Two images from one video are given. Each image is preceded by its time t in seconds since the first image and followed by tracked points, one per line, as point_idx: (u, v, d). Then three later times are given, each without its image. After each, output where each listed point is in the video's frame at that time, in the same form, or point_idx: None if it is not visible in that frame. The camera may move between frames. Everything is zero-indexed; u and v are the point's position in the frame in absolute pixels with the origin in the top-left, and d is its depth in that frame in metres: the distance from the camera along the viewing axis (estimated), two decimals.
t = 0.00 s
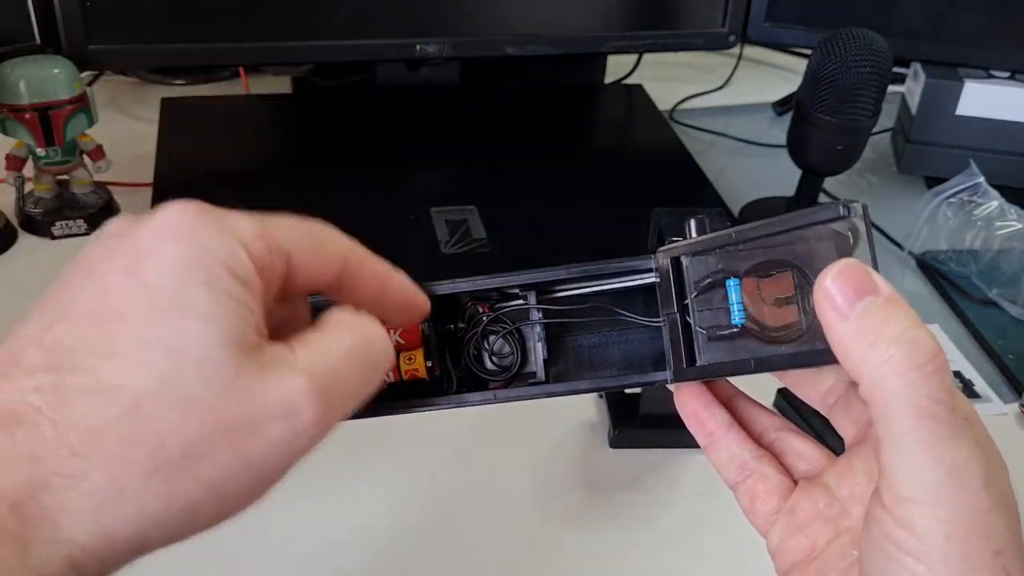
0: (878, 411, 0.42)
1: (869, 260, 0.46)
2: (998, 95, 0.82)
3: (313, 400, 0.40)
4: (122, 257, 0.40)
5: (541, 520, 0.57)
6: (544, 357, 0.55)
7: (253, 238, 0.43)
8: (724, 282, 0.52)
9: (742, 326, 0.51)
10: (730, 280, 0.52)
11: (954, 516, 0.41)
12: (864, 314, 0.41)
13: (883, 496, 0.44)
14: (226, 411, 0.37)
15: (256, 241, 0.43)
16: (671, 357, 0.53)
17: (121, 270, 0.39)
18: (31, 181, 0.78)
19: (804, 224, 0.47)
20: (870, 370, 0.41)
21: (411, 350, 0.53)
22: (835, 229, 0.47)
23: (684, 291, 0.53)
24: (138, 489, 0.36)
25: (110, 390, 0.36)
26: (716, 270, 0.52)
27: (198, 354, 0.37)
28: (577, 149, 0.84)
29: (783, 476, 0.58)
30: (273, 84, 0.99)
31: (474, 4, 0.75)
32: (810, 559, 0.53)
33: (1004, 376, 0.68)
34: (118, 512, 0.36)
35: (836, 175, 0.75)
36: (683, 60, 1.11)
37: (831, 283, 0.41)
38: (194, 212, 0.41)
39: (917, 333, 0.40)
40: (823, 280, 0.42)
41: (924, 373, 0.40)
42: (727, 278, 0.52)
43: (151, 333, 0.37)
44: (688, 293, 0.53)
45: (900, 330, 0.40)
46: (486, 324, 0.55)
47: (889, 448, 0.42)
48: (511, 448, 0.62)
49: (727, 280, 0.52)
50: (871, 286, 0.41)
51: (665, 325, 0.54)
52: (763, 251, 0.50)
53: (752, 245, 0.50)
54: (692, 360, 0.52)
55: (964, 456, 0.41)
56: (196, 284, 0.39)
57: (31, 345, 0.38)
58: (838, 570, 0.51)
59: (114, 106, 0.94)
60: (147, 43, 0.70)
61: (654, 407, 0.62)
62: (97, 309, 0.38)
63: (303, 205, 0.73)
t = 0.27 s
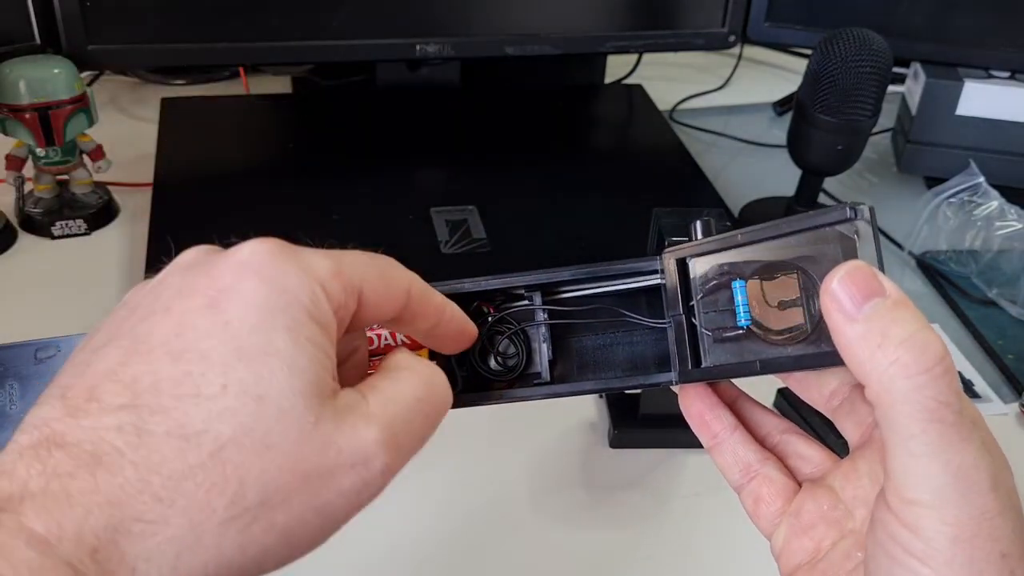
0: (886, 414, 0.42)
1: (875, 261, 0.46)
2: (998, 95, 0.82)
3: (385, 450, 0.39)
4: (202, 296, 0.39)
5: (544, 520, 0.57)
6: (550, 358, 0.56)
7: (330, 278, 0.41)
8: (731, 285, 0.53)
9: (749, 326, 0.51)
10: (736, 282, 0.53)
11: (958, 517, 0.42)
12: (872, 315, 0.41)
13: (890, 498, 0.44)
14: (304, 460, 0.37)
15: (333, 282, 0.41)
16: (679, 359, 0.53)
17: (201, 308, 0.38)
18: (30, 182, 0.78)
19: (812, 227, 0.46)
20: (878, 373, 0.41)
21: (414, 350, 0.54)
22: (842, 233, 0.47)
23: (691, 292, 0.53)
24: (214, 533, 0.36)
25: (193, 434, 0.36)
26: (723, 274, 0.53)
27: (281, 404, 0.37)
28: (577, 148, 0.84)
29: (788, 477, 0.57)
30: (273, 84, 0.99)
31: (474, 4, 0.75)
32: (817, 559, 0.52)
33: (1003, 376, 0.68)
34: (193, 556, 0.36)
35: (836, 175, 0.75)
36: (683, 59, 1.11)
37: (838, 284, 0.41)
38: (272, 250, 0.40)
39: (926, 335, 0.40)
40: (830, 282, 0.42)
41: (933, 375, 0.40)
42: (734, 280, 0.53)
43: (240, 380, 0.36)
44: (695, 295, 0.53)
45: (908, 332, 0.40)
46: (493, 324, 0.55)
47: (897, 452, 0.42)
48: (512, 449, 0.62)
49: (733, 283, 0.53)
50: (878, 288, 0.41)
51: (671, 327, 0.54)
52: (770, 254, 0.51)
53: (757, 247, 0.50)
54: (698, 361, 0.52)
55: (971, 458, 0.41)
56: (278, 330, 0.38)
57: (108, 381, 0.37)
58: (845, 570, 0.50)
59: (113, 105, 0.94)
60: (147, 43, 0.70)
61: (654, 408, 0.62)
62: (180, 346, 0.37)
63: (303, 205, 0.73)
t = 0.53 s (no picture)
0: (883, 414, 0.42)
1: (873, 261, 0.46)
2: (998, 95, 0.82)
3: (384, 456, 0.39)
4: (230, 300, 0.40)
5: (544, 522, 0.57)
6: (546, 360, 0.55)
7: (336, 264, 0.44)
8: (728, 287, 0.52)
9: (745, 327, 0.51)
10: (733, 283, 0.52)
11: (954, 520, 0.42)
12: (872, 316, 0.41)
13: (886, 499, 0.44)
14: (309, 452, 0.38)
15: (343, 267, 0.45)
16: (675, 360, 0.53)
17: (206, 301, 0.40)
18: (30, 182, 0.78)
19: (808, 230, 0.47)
20: (876, 373, 0.41)
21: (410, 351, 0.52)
22: (839, 235, 0.47)
23: (687, 293, 0.53)
24: (217, 524, 0.37)
25: (196, 424, 0.37)
26: (719, 275, 0.53)
27: (282, 391, 0.38)
28: (577, 148, 0.84)
29: (784, 480, 0.58)
30: (273, 84, 0.99)
31: (474, 4, 0.75)
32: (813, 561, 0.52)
33: (1004, 376, 0.68)
34: (194, 547, 0.37)
35: (835, 175, 0.75)
36: (683, 60, 1.11)
37: (838, 285, 0.41)
38: (279, 237, 0.42)
39: (924, 337, 0.40)
40: (829, 282, 0.42)
41: (931, 377, 0.40)
42: (730, 281, 0.52)
43: (241, 368, 0.38)
44: (692, 296, 0.53)
45: (907, 334, 0.40)
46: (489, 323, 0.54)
47: (894, 452, 0.42)
48: (513, 449, 0.62)
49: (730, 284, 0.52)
50: (877, 289, 0.41)
51: (670, 328, 0.53)
52: (768, 254, 0.51)
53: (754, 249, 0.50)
54: (696, 363, 0.52)
55: (970, 460, 0.41)
56: (279, 316, 0.40)
57: (115, 373, 0.39)
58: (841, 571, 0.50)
59: (113, 105, 0.94)
60: (147, 43, 0.70)
61: (654, 408, 0.62)
62: (185, 340, 0.39)
63: (303, 205, 0.73)
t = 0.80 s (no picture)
0: (877, 414, 0.42)
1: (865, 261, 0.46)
2: (1001, 94, 0.82)
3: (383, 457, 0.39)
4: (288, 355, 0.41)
5: (544, 522, 0.56)
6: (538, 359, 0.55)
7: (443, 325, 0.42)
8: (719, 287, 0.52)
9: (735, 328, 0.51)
10: (724, 283, 0.52)
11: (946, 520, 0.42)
12: (866, 315, 0.40)
13: (880, 499, 0.44)
14: (373, 534, 0.39)
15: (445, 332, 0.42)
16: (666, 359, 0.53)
17: (302, 352, 0.40)
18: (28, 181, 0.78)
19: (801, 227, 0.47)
20: (870, 373, 0.41)
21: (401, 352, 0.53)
22: (830, 234, 0.47)
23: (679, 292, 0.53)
24: None
25: (270, 485, 0.38)
26: (710, 275, 0.53)
27: (362, 474, 0.38)
28: (577, 148, 0.83)
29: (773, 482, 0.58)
30: (271, 83, 0.99)
31: (474, 2, 0.75)
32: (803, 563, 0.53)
33: (1007, 377, 0.67)
34: None
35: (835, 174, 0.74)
36: (683, 59, 1.10)
37: (831, 284, 0.41)
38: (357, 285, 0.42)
39: (918, 336, 0.40)
40: (823, 280, 0.41)
41: (925, 376, 0.40)
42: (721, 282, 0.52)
43: (327, 441, 0.38)
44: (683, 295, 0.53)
45: (901, 333, 0.40)
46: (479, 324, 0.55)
47: (888, 451, 0.42)
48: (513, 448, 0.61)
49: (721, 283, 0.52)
50: (871, 287, 0.41)
51: (662, 327, 0.53)
52: (757, 254, 0.51)
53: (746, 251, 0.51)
54: (687, 362, 0.52)
55: (965, 459, 0.41)
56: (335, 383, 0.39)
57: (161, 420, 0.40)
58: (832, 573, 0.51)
59: (111, 105, 0.94)
60: (145, 42, 0.70)
61: (654, 407, 0.61)
62: (277, 389, 0.40)
63: (303, 205, 0.73)
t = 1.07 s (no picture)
0: (866, 417, 0.42)
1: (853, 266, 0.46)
2: (1002, 94, 0.82)
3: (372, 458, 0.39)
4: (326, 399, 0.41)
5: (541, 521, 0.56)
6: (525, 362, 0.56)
7: (493, 389, 0.42)
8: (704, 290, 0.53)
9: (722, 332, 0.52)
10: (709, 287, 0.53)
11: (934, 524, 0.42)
12: (855, 318, 0.41)
13: (870, 502, 0.44)
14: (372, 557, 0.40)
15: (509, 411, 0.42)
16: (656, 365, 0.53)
17: (359, 439, 0.40)
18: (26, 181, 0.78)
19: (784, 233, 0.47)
20: (860, 375, 0.41)
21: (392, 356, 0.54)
22: (814, 236, 0.47)
23: (665, 295, 0.53)
24: None
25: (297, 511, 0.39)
26: (697, 277, 0.53)
27: (400, 565, 0.40)
28: (577, 147, 0.83)
29: (756, 489, 0.60)
30: (270, 82, 0.99)
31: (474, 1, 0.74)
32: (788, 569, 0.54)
33: (1009, 376, 0.67)
34: None
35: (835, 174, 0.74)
36: (683, 58, 1.10)
37: (821, 286, 0.41)
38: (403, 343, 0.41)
39: (907, 339, 0.40)
40: (813, 283, 0.42)
41: (914, 379, 0.40)
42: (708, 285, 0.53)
43: (371, 536, 0.40)
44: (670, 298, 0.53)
45: (890, 336, 0.40)
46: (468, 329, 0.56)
47: (877, 456, 0.42)
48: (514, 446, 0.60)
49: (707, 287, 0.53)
50: (860, 291, 0.41)
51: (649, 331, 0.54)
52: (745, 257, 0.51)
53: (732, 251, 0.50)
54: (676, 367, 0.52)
55: (952, 462, 0.42)
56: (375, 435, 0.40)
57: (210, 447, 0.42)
58: None
59: (110, 104, 0.93)
60: (144, 41, 0.70)
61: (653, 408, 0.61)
62: (330, 473, 0.40)
63: (303, 204, 0.73)
